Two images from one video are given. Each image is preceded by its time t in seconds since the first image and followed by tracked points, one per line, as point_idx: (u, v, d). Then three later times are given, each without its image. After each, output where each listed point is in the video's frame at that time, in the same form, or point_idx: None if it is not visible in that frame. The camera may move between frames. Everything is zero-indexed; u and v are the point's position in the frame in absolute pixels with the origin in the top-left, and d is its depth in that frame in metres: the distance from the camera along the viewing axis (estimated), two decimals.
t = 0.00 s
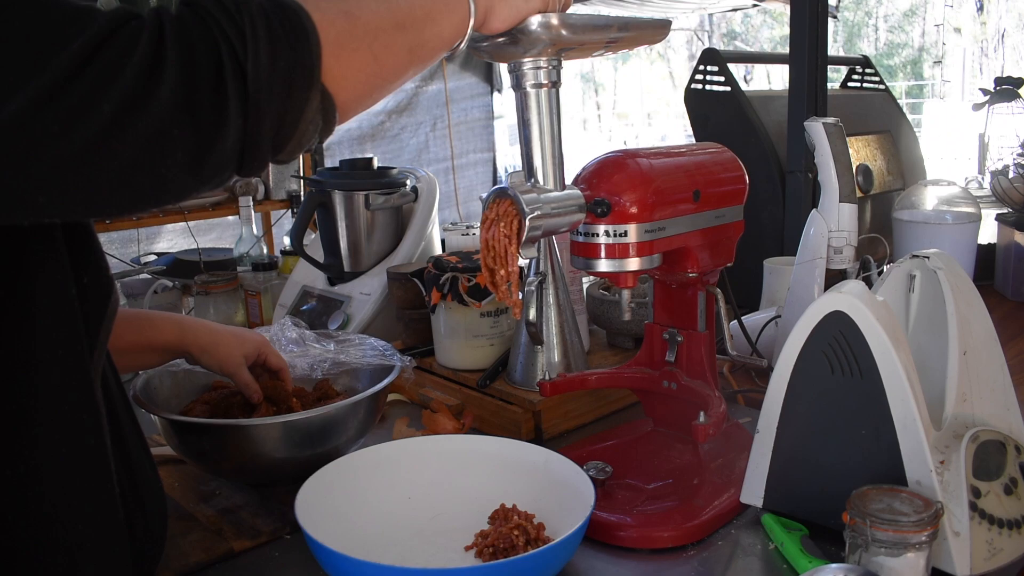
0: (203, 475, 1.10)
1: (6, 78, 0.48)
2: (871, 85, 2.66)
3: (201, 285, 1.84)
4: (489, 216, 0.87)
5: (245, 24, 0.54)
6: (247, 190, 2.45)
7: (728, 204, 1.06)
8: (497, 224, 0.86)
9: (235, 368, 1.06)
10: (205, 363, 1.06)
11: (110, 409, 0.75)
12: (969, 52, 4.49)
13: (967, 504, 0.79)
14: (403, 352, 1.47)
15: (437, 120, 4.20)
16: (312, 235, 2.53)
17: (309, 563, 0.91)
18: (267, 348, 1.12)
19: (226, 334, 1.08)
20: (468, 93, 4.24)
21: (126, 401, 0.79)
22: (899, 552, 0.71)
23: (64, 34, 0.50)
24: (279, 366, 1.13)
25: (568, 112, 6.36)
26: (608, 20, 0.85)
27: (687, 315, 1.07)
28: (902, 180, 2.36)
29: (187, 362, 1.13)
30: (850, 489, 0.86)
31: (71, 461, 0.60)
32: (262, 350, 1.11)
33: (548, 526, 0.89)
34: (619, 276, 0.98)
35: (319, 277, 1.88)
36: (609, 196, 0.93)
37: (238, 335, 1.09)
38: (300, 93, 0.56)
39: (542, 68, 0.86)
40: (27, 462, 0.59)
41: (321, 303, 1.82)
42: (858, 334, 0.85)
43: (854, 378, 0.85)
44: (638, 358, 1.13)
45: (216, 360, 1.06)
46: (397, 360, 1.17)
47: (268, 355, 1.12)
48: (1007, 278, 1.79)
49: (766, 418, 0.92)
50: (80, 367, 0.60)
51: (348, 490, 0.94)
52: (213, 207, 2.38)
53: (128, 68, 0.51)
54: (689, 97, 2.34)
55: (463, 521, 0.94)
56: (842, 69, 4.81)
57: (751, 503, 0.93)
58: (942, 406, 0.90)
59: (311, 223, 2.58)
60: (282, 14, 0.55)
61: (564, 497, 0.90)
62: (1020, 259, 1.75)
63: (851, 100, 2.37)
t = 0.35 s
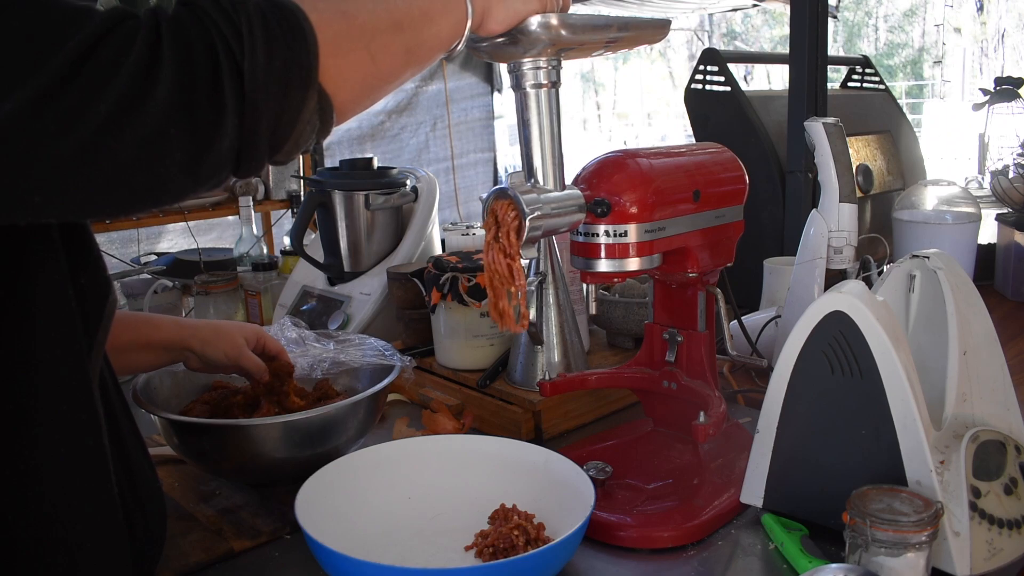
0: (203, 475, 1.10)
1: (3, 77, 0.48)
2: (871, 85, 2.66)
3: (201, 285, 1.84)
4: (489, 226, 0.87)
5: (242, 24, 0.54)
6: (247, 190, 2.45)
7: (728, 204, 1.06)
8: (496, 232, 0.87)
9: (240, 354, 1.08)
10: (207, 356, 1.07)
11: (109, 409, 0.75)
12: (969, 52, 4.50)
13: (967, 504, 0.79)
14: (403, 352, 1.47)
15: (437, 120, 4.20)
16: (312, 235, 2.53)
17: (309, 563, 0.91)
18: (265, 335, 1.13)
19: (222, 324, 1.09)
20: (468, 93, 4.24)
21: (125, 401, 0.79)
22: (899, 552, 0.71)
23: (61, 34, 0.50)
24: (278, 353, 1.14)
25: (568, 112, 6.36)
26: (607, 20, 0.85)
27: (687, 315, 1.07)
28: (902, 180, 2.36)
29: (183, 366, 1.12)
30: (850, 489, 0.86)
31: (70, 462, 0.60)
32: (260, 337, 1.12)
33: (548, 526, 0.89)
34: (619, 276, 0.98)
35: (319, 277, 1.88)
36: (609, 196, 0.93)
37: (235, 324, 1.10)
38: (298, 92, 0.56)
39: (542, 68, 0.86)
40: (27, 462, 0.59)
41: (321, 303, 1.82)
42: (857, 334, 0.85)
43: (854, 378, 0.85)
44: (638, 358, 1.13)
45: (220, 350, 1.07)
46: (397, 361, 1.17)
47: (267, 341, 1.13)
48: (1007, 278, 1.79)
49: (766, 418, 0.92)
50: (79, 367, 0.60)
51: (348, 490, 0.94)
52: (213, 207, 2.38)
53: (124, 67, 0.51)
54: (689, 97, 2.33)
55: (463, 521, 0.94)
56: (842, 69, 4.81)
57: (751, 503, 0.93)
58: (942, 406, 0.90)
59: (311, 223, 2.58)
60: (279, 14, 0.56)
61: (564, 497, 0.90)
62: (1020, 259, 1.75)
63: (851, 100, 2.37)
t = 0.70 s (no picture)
0: (203, 475, 1.10)
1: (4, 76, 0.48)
2: (871, 85, 2.66)
3: (201, 285, 1.84)
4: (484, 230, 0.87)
5: (245, 24, 0.54)
6: (247, 191, 2.45)
7: (728, 204, 1.06)
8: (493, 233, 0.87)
9: (241, 345, 1.10)
10: (208, 351, 1.09)
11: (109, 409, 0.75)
12: (969, 52, 4.50)
13: (967, 504, 0.79)
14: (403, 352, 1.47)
15: (437, 120, 4.20)
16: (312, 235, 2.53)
17: (309, 563, 0.91)
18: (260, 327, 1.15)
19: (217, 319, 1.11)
20: (468, 93, 4.24)
21: (125, 402, 0.79)
22: (899, 552, 0.71)
23: (62, 33, 0.50)
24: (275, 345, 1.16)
25: (568, 112, 6.35)
26: (608, 20, 0.85)
27: (687, 315, 1.07)
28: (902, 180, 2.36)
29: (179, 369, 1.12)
30: (850, 489, 0.86)
31: (71, 462, 0.60)
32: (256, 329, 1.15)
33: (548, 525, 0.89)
34: (619, 276, 0.98)
35: (319, 277, 1.88)
36: (609, 196, 0.93)
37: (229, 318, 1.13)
38: (300, 92, 0.56)
39: (542, 68, 0.86)
40: (28, 462, 0.59)
41: (321, 304, 1.82)
42: (858, 334, 0.85)
43: (854, 378, 0.85)
44: (638, 358, 1.13)
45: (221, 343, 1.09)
46: (397, 360, 1.17)
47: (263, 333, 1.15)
48: (1007, 278, 1.79)
49: (766, 418, 0.92)
50: (81, 368, 0.60)
51: (348, 490, 0.94)
52: (213, 207, 2.38)
53: (125, 67, 0.51)
54: (689, 97, 2.33)
55: (463, 521, 0.94)
56: (842, 69, 4.81)
57: (751, 504, 0.93)
58: (942, 407, 0.90)
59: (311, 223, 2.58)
60: (281, 14, 0.55)
61: (563, 497, 0.90)
62: (1020, 259, 1.75)
63: (851, 100, 2.37)
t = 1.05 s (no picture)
0: (203, 475, 1.10)
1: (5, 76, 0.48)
2: (871, 85, 2.66)
3: (201, 285, 1.84)
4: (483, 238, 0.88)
5: (246, 23, 0.54)
6: (247, 191, 2.45)
7: (728, 204, 1.06)
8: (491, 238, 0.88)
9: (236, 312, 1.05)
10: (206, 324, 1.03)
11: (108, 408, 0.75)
12: (969, 52, 4.50)
13: (967, 504, 0.79)
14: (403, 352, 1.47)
15: (437, 120, 4.19)
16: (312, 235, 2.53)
17: (309, 563, 0.91)
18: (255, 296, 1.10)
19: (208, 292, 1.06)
20: (469, 93, 4.24)
21: (126, 402, 0.79)
22: (899, 552, 0.71)
23: (62, 33, 0.50)
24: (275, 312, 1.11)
25: (568, 112, 6.35)
26: (608, 20, 0.85)
27: (687, 315, 1.07)
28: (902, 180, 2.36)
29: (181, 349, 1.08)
30: (850, 488, 0.86)
31: (71, 461, 0.60)
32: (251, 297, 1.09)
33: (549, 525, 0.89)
34: (619, 276, 0.98)
35: (319, 277, 1.88)
36: (609, 196, 0.93)
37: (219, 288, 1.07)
38: (301, 92, 0.56)
39: (542, 68, 0.86)
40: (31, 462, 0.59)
41: (321, 303, 1.82)
42: (858, 334, 0.85)
43: (854, 378, 0.85)
44: (638, 358, 1.13)
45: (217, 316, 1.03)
46: (397, 360, 1.17)
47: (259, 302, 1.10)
48: (1007, 278, 1.79)
49: (766, 418, 0.92)
50: (81, 367, 0.60)
51: (348, 490, 0.94)
52: (213, 207, 2.37)
53: (125, 66, 0.51)
54: (689, 97, 2.33)
55: (463, 521, 0.94)
56: (842, 70, 4.81)
57: (751, 503, 0.93)
58: (942, 407, 0.90)
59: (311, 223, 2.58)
60: (282, 14, 0.55)
61: (563, 497, 0.90)
62: (1020, 259, 1.75)
63: (851, 100, 2.37)
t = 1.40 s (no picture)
0: (203, 475, 1.10)
1: None
2: (871, 85, 2.66)
3: (201, 286, 1.84)
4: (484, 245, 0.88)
5: (241, 13, 0.54)
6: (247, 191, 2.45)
7: (728, 204, 1.06)
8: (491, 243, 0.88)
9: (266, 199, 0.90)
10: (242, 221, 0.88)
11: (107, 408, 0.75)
12: (969, 52, 4.50)
13: (967, 504, 0.79)
14: (403, 352, 1.47)
15: (437, 120, 4.19)
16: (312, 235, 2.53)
17: (309, 563, 0.91)
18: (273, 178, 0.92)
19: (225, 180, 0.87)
20: (468, 93, 4.24)
21: (126, 401, 0.79)
22: (900, 551, 0.71)
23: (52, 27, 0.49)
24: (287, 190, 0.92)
25: (568, 112, 6.35)
26: (607, 20, 0.85)
27: (687, 315, 1.07)
28: (902, 180, 2.36)
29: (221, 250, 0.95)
30: (850, 489, 0.86)
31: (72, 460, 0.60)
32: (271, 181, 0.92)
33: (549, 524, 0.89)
34: (619, 276, 0.98)
35: (319, 277, 1.88)
36: (609, 196, 0.93)
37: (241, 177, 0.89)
38: (297, 81, 0.56)
39: (541, 68, 0.86)
40: (33, 461, 0.59)
41: (321, 304, 1.82)
42: (858, 334, 0.85)
43: (854, 378, 0.85)
44: (638, 358, 1.13)
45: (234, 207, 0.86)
46: (397, 360, 1.17)
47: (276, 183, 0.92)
48: (1007, 278, 1.79)
49: (766, 418, 0.92)
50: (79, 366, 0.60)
51: (348, 490, 0.94)
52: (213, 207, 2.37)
53: (118, 58, 0.50)
54: (689, 97, 2.33)
55: (463, 521, 0.94)
56: (842, 70, 4.81)
57: (751, 503, 0.93)
58: (942, 406, 0.90)
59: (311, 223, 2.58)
60: (277, 5, 0.55)
61: (564, 497, 0.90)
62: (1020, 259, 1.75)
63: (851, 100, 2.37)
